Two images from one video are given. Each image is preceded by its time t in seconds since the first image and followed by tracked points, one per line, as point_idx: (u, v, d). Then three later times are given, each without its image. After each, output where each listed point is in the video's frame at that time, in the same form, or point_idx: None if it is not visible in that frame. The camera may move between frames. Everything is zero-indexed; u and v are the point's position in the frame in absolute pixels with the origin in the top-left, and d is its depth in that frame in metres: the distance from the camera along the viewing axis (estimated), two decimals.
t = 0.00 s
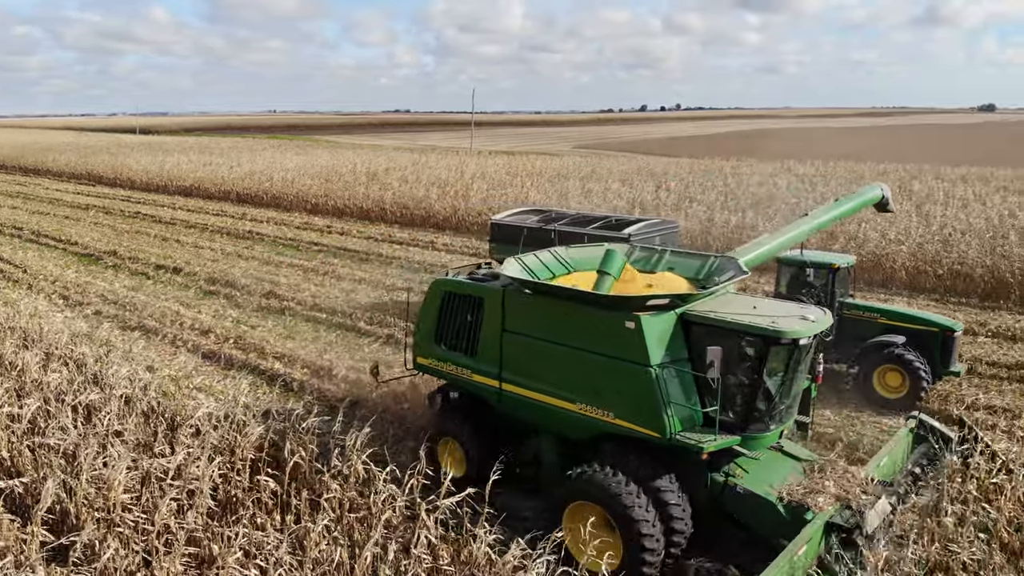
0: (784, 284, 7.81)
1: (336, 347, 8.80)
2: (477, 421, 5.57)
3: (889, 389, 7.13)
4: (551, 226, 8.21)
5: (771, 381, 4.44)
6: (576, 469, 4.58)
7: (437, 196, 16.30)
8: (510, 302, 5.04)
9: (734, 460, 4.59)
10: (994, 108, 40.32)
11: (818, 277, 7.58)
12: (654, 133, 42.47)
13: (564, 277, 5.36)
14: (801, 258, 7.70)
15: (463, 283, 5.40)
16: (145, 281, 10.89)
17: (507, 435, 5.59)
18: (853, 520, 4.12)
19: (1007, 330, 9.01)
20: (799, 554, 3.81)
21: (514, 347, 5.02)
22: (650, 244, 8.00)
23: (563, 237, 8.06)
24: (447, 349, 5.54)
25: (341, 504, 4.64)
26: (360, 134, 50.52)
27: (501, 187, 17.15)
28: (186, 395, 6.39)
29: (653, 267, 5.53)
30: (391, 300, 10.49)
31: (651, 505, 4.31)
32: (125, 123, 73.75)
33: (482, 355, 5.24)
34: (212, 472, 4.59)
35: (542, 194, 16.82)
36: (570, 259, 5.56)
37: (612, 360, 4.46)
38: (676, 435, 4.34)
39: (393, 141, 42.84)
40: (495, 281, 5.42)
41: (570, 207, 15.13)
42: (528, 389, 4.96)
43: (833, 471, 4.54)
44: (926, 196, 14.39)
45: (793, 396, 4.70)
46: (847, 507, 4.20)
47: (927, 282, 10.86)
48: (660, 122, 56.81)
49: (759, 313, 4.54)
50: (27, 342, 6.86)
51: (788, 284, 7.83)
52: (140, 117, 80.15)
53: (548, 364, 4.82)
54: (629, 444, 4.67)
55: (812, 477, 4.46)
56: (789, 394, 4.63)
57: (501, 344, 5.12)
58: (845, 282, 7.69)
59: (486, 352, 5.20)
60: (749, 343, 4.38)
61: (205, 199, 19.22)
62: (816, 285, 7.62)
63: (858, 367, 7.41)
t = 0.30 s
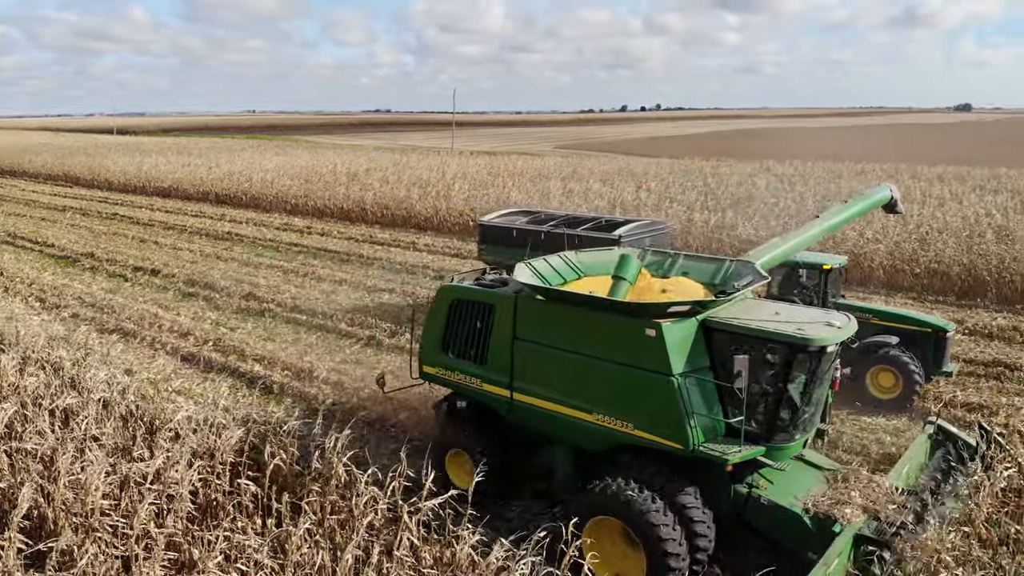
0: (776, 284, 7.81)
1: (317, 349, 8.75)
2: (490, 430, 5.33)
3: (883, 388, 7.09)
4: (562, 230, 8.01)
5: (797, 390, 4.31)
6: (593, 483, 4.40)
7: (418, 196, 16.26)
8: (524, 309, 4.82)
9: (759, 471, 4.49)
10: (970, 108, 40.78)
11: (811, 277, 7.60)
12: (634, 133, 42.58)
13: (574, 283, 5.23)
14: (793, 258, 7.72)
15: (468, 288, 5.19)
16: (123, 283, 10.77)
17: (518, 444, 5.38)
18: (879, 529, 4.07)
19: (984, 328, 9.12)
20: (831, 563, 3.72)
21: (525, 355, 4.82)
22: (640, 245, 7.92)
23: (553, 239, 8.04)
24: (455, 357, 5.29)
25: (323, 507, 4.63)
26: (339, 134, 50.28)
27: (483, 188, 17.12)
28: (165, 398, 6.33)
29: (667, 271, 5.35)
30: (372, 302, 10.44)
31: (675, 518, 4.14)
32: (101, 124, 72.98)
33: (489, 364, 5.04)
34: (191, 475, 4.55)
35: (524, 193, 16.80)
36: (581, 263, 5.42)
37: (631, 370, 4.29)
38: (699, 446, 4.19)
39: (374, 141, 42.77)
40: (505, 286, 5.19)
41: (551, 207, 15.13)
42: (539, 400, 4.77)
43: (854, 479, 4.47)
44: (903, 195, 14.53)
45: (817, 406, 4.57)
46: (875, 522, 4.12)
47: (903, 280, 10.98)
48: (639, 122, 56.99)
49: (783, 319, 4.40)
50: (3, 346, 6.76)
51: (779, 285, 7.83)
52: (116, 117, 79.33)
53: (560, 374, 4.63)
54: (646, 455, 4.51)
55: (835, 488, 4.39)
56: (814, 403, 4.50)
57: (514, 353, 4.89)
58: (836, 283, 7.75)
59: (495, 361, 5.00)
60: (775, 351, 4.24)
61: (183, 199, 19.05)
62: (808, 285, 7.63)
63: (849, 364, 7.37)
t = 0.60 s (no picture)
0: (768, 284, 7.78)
1: (296, 351, 8.69)
2: (502, 439, 5.18)
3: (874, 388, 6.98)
4: (578, 235, 7.79)
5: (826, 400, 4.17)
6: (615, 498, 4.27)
7: (397, 197, 16.21)
8: (538, 317, 4.69)
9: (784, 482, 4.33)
10: (943, 108, 41.30)
11: (804, 277, 7.57)
12: (612, 134, 42.72)
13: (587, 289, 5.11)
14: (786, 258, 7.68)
15: (480, 296, 5.06)
16: (100, 286, 10.65)
17: (531, 455, 5.24)
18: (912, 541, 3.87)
19: (960, 325, 9.23)
20: None
21: (540, 364, 4.69)
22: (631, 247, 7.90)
23: (543, 240, 8.02)
24: (465, 365, 5.17)
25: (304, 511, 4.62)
26: (316, 134, 50.06)
27: (463, 189, 17.09)
28: (143, 402, 6.26)
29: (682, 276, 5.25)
30: (354, 303, 10.37)
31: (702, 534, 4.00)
32: (76, 124, 72.22)
33: (503, 374, 4.91)
34: (170, 480, 4.50)
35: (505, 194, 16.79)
36: (593, 268, 5.28)
37: (653, 380, 4.16)
38: (724, 458, 4.05)
39: (354, 141, 42.72)
40: (516, 293, 5.07)
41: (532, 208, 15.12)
42: (555, 410, 4.63)
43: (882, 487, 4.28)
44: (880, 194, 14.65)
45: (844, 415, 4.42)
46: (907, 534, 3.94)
47: (881, 279, 11.09)
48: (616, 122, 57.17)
49: (809, 325, 4.24)
50: None
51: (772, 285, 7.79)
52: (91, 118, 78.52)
53: (577, 383, 4.51)
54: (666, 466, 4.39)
55: (861, 498, 4.19)
56: (841, 413, 4.35)
57: (527, 362, 4.76)
58: (828, 283, 7.75)
59: (508, 370, 4.87)
60: (802, 359, 4.09)
61: (161, 201, 18.90)
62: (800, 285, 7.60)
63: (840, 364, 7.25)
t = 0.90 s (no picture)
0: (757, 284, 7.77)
1: (276, 353, 8.62)
2: (515, 449, 4.99)
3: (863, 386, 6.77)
4: (573, 236, 7.76)
5: (856, 409, 4.03)
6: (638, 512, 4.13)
7: (377, 197, 16.13)
8: (554, 323, 4.55)
9: (811, 492, 4.18)
10: (918, 108, 41.70)
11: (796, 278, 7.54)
12: (592, 134, 42.82)
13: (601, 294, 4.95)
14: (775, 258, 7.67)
15: (493, 301, 4.92)
16: (76, 288, 10.52)
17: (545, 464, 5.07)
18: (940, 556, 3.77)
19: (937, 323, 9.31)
20: None
21: (558, 372, 4.55)
22: (622, 248, 7.90)
23: (532, 241, 8.05)
24: (477, 373, 5.03)
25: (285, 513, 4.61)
26: (294, 134, 49.78)
27: (444, 189, 17.03)
28: (121, 405, 6.18)
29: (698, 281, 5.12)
30: (334, 304, 10.31)
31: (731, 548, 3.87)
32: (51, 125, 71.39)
33: (518, 382, 4.76)
34: (149, 483, 4.46)
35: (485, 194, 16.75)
36: (608, 272, 5.20)
37: (678, 388, 4.03)
38: (752, 468, 3.93)
39: (333, 141, 42.57)
40: (528, 298, 4.93)
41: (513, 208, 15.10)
42: (573, 420, 4.49)
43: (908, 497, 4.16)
44: (858, 193, 14.76)
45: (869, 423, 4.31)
46: (937, 543, 3.87)
47: (857, 278, 11.20)
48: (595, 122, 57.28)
49: (836, 331, 4.10)
50: None
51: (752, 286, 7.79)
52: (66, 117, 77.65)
53: (597, 391, 4.37)
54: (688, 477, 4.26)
55: (888, 507, 4.07)
56: (868, 422, 4.22)
57: (543, 370, 4.62)
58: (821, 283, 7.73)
59: (523, 378, 4.72)
60: (831, 366, 3.95)
61: (138, 202, 18.72)
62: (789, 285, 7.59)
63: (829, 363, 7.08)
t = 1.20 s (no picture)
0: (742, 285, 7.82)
1: (255, 355, 8.56)
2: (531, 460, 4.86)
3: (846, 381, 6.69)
4: (562, 238, 7.80)
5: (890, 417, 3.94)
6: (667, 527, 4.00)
7: (357, 197, 16.06)
8: (574, 331, 4.41)
9: (840, 504, 4.14)
10: (893, 108, 42.13)
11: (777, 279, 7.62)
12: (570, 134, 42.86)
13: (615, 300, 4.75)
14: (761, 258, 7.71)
15: (508, 308, 4.76)
16: (51, 290, 10.39)
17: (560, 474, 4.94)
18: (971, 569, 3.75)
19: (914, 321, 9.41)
20: None
21: (577, 382, 4.41)
22: (612, 251, 7.95)
23: (523, 242, 8.09)
24: (490, 382, 4.88)
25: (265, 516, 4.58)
26: (271, 134, 49.45)
27: (424, 189, 16.99)
28: (98, 409, 6.11)
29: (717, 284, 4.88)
30: (314, 306, 10.26)
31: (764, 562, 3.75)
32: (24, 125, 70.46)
33: (534, 392, 4.61)
34: (128, 487, 4.42)
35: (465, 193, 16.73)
36: (620, 276, 4.97)
37: (707, 399, 3.91)
38: (784, 480, 3.82)
39: (312, 142, 42.42)
40: (543, 304, 4.81)
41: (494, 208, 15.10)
42: (595, 431, 4.36)
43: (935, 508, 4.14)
44: (835, 193, 14.90)
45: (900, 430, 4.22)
46: (967, 552, 3.93)
47: (834, 277, 11.31)
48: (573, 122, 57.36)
49: (867, 338, 4.04)
50: None
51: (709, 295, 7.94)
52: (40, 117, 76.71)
53: (619, 401, 4.23)
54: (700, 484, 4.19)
55: (918, 517, 4.08)
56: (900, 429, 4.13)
57: (560, 378, 4.49)
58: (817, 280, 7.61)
59: (540, 387, 4.58)
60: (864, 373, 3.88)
61: (114, 203, 18.53)
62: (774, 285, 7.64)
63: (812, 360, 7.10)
